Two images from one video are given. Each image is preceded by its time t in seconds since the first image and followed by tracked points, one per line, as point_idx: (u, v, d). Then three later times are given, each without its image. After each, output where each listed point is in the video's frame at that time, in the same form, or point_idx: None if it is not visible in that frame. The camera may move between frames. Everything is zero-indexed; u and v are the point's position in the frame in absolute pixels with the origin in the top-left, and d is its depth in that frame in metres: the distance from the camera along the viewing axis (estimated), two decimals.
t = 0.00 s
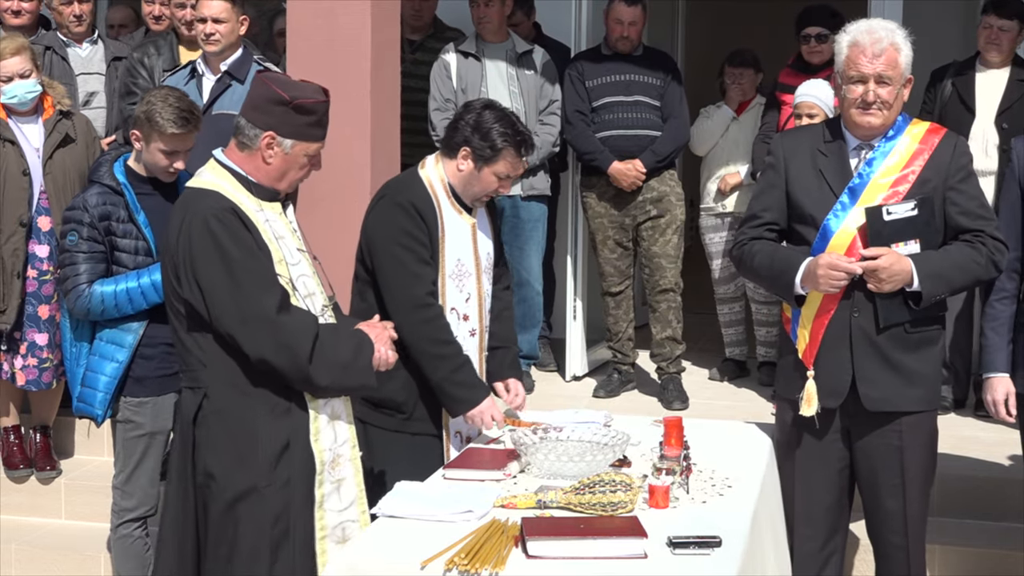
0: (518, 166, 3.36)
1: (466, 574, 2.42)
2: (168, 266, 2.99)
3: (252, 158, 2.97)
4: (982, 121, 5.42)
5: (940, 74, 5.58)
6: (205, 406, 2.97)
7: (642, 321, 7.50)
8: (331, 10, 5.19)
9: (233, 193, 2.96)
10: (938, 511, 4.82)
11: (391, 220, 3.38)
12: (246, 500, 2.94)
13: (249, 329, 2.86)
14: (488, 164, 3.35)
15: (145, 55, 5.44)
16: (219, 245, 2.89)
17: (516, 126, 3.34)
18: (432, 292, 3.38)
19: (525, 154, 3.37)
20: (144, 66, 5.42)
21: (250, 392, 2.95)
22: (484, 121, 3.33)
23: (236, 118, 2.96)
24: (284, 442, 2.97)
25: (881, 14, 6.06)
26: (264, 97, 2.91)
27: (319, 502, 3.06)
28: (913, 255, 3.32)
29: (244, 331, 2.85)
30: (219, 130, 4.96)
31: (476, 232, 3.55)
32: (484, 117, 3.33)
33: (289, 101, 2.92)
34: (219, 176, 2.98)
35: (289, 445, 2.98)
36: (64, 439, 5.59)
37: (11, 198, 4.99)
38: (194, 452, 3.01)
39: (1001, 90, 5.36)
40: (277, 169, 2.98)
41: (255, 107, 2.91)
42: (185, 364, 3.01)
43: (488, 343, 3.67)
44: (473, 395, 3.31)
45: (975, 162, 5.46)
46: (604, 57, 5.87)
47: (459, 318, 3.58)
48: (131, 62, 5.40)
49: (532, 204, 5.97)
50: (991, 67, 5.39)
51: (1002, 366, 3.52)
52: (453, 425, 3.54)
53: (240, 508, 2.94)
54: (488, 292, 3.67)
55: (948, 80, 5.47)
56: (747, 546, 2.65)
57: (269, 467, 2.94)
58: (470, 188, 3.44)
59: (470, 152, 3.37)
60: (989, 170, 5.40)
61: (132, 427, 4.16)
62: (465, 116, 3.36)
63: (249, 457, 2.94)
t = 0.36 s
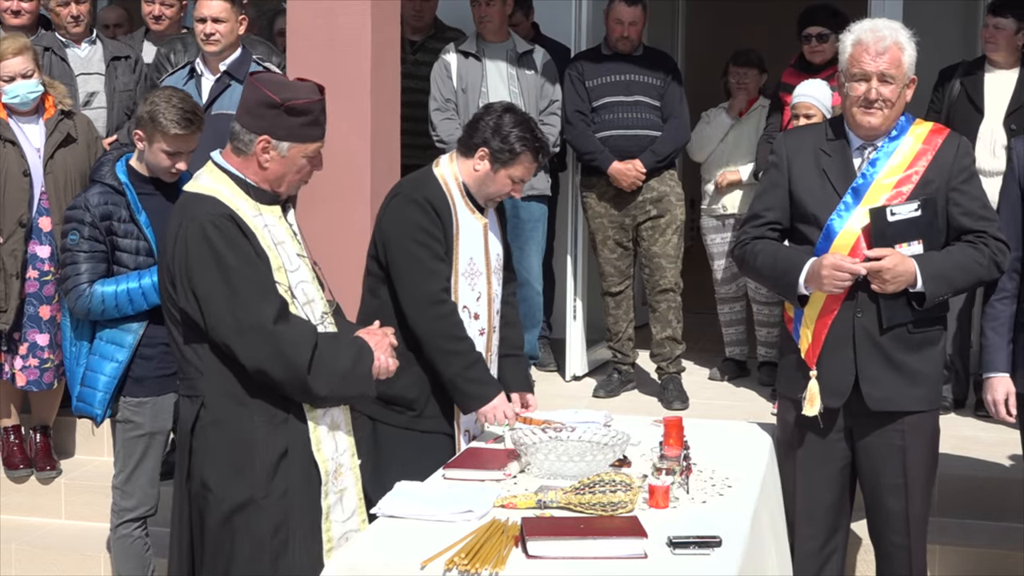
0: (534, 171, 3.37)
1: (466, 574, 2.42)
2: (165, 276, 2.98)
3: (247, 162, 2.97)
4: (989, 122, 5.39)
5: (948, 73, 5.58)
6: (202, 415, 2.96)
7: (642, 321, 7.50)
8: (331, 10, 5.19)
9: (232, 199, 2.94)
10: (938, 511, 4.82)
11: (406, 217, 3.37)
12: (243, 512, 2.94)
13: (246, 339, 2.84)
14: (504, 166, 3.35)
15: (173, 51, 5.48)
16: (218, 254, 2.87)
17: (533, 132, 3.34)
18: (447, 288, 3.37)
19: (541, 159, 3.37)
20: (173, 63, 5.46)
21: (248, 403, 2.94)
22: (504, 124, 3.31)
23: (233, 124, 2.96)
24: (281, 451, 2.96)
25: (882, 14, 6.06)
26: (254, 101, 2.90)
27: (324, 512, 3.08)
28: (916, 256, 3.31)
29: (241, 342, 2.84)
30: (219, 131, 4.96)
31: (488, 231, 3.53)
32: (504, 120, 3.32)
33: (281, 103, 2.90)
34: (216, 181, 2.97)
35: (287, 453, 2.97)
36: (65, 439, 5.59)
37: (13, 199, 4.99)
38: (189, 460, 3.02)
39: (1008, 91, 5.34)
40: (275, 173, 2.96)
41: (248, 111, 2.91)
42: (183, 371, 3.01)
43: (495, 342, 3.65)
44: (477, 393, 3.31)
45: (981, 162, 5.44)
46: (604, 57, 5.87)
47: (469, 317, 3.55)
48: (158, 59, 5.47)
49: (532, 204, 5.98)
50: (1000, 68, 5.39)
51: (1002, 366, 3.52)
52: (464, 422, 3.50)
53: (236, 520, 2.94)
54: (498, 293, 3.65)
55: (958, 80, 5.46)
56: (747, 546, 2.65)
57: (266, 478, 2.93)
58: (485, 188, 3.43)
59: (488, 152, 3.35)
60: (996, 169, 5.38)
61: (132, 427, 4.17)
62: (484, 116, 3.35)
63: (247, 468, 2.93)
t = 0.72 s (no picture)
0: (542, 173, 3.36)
1: (466, 574, 2.42)
2: (163, 285, 2.89)
3: (252, 169, 2.87)
4: (992, 123, 5.39)
5: (952, 73, 5.58)
6: (191, 421, 2.89)
7: (642, 321, 7.50)
8: (331, 10, 5.19)
9: (234, 209, 2.86)
10: (939, 511, 4.82)
11: (414, 214, 3.38)
12: (227, 525, 2.83)
13: (238, 358, 2.76)
14: (513, 167, 3.34)
15: (163, 53, 5.47)
16: (215, 268, 2.78)
17: (541, 133, 3.33)
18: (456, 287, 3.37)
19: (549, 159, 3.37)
20: (162, 65, 5.45)
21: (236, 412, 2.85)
22: (513, 126, 3.30)
23: (241, 128, 2.86)
24: (272, 464, 2.86)
25: (882, 14, 6.06)
26: (263, 107, 2.81)
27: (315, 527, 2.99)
28: (916, 255, 3.31)
29: (234, 362, 2.76)
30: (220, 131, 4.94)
31: (494, 231, 3.53)
32: (513, 122, 3.31)
33: (289, 112, 2.80)
34: (221, 184, 2.89)
35: (279, 462, 2.88)
36: (65, 439, 5.59)
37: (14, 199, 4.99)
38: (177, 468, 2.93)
39: (1011, 91, 5.33)
40: (280, 181, 2.86)
41: (255, 117, 2.81)
42: (175, 377, 2.93)
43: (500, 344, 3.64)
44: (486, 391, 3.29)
45: (983, 162, 5.44)
46: (604, 57, 5.86)
47: (476, 317, 3.54)
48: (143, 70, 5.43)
49: (532, 204, 5.98)
50: (1004, 68, 5.37)
51: (1003, 366, 3.52)
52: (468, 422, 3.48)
53: (221, 533, 2.84)
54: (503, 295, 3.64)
55: (961, 79, 5.46)
56: (747, 546, 2.65)
57: (253, 492, 2.82)
58: (492, 189, 3.43)
59: (497, 152, 3.34)
60: (998, 169, 5.38)
61: (133, 427, 4.17)
62: (493, 118, 3.34)
63: (233, 480, 2.83)
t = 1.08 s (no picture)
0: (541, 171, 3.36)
1: (466, 574, 2.42)
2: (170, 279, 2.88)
3: (261, 167, 2.85)
4: (995, 123, 5.38)
5: (954, 73, 5.58)
6: (191, 418, 2.88)
7: (642, 321, 7.50)
8: (332, 10, 5.19)
9: (244, 208, 2.84)
10: (939, 511, 4.82)
11: (416, 215, 3.38)
12: (224, 522, 2.83)
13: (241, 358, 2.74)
14: (513, 166, 3.34)
15: (151, 56, 5.47)
16: (223, 267, 2.76)
17: (539, 131, 3.33)
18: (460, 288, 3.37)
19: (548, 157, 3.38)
20: (150, 67, 5.44)
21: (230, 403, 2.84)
22: (511, 125, 3.30)
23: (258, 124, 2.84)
24: (271, 463, 2.85)
25: (882, 14, 6.06)
26: (281, 108, 2.78)
27: (309, 528, 2.99)
28: (913, 254, 3.32)
29: (238, 361, 2.74)
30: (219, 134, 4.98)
31: (494, 231, 3.54)
32: (511, 121, 3.31)
33: (302, 116, 2.76)
34: (232, 183, 2.88)
35: (278, 461, 2.87)
36: (65, 439, 5.59)
37: (13, 199, 4.99)
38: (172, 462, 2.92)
39: (1014, 91, 5.33)
40: (283, 184, 2.83)
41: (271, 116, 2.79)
42: (174, 375, 2.93)
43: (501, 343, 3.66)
44: (491, 389, 3.28)
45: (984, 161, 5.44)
46: (604, 57, 5.86)
47: (479, 316, 3.56)
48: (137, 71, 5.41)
49: (532, 204, 5.98)
50: (1005, 68, 5.37)
51: (1003, 365, 3.52)
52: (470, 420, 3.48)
53: (219, 529, 2.84)
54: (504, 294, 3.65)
55: (963, 79, 5.46)
56: (747, 546, 2.65)
57: (252, 490, 2.82)
58: (492, 188, 3.43)
59: (496, 152, 3.34)
60: (999, 169, 5.38)
61: (133, 427, 4.16)
62: (491, 117, 3.34)
63: (233, 477, 2.83)
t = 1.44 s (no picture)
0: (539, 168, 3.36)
1: (466, 573, 2.42)
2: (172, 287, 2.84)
3: (262, 172, 2.83)
4: (997, 123, 5.38)
5: (956, 72, 5.58)
6: (184, 417, 2.84)
7: (642, 321, 7.50)
8: (331, 10, 5.20)
9: (243, 211, 2.83)
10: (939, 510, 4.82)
11: (415, 217, 3.38)
12: (214, 522, 2.82)
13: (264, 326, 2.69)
14: (509, 164, 3.34)
15: (152, 56, 5.47)
16: (226, 257, 2.72)
17: (536, 129, 3.32)
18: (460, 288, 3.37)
19: (544, 155, 3.38)
20: (151, 67, 5.44)
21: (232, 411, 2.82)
22: (506, 123, 3.30)
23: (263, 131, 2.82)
24: (262, 464, 2.85)
25: (882, 14, 6.06)
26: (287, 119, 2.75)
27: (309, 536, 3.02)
28: (911, 254, 3.31)
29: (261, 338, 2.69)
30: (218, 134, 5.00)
31: (492, 232, 3.53)
32: (506, 118, 3.31)
33: (305, 131, 2.73)
34: (232, 185, 2.87)
35: (271, 463, 2.86)
36: (64, 438, 5.58)
37: (11, 199, 4.98)
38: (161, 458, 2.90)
39: (1015, 91, 5.33)
40: (281, 193, 2.81)
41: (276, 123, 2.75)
42: (169, 373, 2.87)
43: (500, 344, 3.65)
44: (499, 381, 3.29)
45: (985, 162, 5.44)
46: (604, 57, 5.86)
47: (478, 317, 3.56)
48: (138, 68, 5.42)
49: (531, 204, 5.97)
50: (1007, 68, 5.37)
51: (1003, 365, 3.52)
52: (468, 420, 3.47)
53: (207, 529, 2.82)
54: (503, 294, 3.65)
55: (966, 78, 5.46)
56: (747, 546, 2.65)
57: (242, 491, 2.81)
58: (490, 187, 3.43)
59: (492, 151, 3.34)
60: (999, 169, 5.38)
61: (132, 427, 4.17)
62: (486, 116, 3.34)
63: (223, 479, 2.81)
